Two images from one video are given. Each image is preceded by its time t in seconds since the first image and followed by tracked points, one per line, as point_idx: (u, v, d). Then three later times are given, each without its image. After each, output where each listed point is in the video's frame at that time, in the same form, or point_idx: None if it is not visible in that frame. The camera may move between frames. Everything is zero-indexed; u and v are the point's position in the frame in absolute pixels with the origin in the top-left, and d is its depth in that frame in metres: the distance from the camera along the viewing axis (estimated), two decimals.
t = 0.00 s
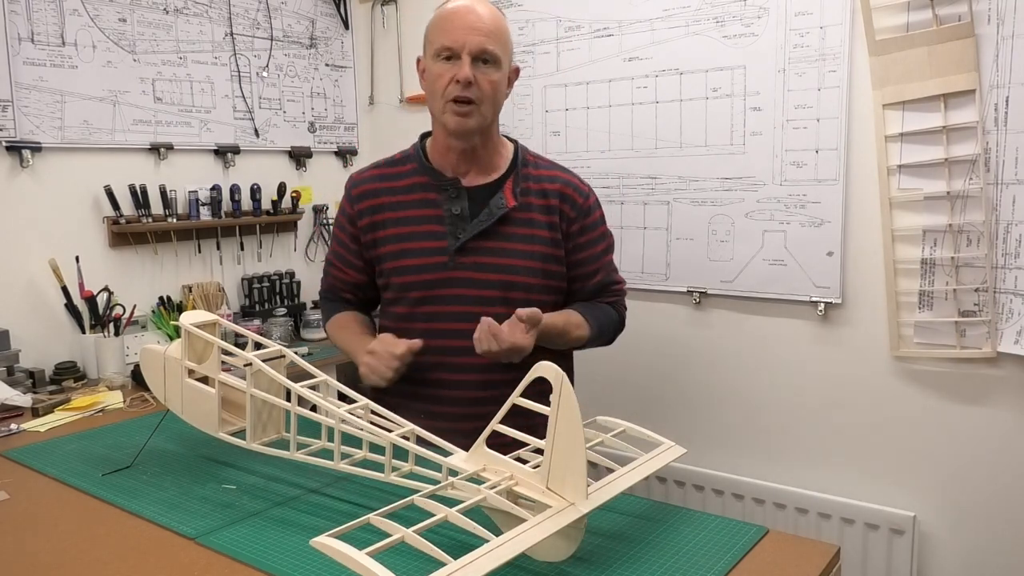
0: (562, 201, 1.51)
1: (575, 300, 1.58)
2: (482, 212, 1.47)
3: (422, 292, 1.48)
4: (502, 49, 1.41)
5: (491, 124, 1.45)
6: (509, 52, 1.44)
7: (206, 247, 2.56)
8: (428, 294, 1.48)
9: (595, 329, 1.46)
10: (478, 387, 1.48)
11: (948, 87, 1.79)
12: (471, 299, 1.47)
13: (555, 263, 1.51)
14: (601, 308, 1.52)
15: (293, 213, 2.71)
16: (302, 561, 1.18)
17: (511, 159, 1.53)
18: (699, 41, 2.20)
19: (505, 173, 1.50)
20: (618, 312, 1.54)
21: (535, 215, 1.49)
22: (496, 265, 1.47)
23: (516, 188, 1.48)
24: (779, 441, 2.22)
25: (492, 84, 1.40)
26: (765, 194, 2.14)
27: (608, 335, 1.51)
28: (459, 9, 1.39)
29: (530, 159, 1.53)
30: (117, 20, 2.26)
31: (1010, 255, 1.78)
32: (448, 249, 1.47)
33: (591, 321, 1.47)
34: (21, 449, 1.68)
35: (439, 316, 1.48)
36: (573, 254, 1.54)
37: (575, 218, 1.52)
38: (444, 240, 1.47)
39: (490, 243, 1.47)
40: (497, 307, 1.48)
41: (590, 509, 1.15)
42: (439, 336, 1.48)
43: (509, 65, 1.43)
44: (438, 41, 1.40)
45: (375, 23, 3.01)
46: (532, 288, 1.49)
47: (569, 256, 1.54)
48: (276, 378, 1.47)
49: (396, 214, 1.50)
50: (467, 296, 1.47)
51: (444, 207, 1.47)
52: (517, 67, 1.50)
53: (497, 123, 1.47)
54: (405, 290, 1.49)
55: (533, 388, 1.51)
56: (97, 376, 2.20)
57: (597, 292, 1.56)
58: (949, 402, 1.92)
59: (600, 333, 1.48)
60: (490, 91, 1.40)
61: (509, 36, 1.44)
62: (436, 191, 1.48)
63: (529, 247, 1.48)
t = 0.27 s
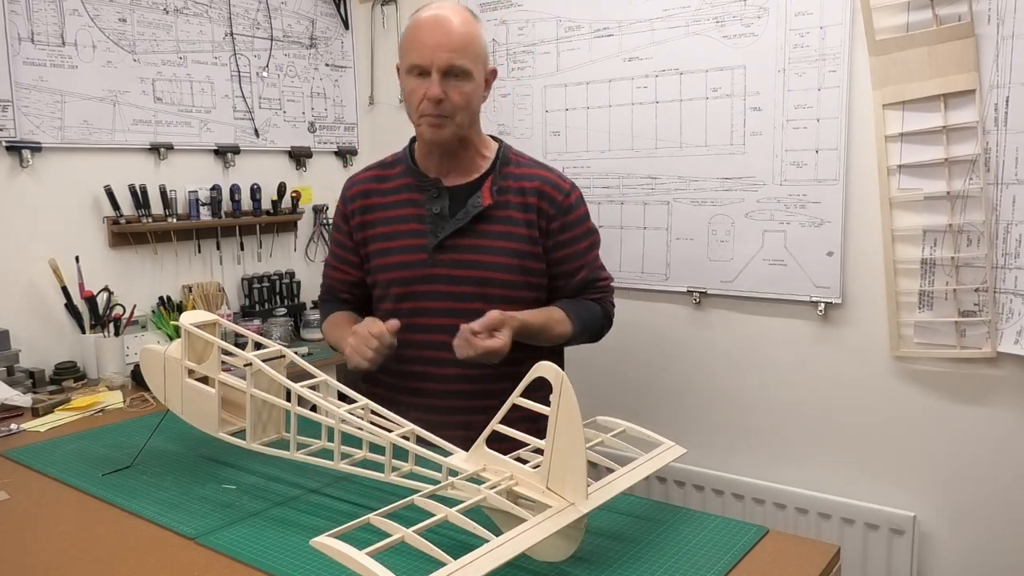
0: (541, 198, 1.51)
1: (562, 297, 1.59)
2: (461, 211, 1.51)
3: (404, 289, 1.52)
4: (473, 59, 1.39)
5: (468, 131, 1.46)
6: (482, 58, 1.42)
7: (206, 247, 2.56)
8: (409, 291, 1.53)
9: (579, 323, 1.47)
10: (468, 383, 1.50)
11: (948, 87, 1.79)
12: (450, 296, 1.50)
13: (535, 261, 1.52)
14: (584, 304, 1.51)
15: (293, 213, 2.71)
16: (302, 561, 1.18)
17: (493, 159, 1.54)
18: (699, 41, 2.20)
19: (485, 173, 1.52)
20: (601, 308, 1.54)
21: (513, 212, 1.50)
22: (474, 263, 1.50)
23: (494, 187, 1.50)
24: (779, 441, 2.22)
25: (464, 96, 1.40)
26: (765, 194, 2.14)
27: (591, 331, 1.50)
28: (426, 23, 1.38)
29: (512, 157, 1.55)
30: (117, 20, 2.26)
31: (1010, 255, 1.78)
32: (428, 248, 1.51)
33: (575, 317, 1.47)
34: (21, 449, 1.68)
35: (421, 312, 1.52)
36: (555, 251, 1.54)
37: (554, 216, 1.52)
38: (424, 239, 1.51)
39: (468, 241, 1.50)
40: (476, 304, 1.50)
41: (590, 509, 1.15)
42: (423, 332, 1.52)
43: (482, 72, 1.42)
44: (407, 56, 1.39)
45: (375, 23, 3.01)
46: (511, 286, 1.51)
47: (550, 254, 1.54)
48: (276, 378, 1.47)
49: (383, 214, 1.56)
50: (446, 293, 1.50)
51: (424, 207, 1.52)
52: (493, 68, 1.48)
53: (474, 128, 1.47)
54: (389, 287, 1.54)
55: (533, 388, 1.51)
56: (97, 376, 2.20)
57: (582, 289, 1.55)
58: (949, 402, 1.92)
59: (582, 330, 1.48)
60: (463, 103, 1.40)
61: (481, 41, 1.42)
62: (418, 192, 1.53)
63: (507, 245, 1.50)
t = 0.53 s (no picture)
0: (521, 195, 1.51)
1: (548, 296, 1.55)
2: (444, 210, 1.53)
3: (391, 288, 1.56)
4: (440, 69, 1.38)
5: (447, 136, 1.47)
6: (451, 64, 1.41)
7: (206, 247, 2.56)
8: (398, 289, 1.56)
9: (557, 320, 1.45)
10: (466, 382, 1.51)
11: (948, 87, 1.79)
12: (434, 295, 1.52)
13: (517, 258, 1.52)
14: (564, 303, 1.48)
15: (293, 213, 2.71)
16: (302, 561, 1.18)
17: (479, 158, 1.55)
18: (699, 40, 2.20)
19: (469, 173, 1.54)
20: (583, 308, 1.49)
21: (494, 211, 1.51)
22: (456, 261, 1.51)
23: (475, 185, 1.51)
24: (779, 441, 2.22)
25: (438, 108, 1.40)
26: (765, 194, 2.14)
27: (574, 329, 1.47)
28: (388, 40, 1.37)
29: (497, 155, 1.55)
30: (117, 20, 2.26)
31: (1010, 255, 1.78)
32: (413, 247, 1.54)
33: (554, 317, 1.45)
34: (21, 449, 1.68)
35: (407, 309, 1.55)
36: (537, 248, 1.53)
37: (534, 212, 1.51)
38: (409, 239, 1.54)
39: (451, 240, 1.52)
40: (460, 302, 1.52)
41: (590, 509, 1.15)
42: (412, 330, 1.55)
43: (452, 79, 1.41)
44: (375, 75, 1.39)
45: (375, 23, 3.01)
46: (493, 284, 1.51)
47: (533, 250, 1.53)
48: (276, 378, 1.47)
49: (375, 215, 1.60)
50: (430, 291, 1.53)
51: (411, 208, 1.55)
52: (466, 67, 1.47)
53: (454, 130, 1.48)
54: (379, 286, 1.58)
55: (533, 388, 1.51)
56: (97, 376, 2.19)
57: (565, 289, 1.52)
58: (949, 402, 1.92)
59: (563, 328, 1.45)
60: (438, 115, 1.41)
61: (449, 48, 1.41)
62: (405, 193, 1.56)
63: (488, 243, 1.51)
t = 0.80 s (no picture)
0: (489, 199, 1.50)
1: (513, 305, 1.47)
2: (431, 220, 1.58)
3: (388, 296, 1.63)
4: (409, 84, 1.40)
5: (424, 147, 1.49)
6: (421, 77, 1.42)
7: (206, 248, 2.56)
8: (392, 297, 1.63)
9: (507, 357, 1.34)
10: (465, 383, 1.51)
11: (948, 87, 1.79)
12: (424, 302, 1.58)
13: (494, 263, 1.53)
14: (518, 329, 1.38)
15: (293, 213, 2.71)
16: (302, 561, 1.18)
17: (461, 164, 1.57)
18: (699, 40, 2.20)
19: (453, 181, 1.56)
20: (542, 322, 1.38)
21: (472, 218, 1.53)
22: (440, 270, 1.56)
23: (455, 193, 1.54)
24: (779, 441, 2.22)
25: (410, 122, 1.43)
26: (765, 194, 2.14)
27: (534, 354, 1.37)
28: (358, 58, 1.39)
29: (477, 159, 1.55)
30: (117, 20, 2.26)
31: (1010, 255, 1.78)
32: (405, 257, 1.61)
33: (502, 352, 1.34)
34: (21, 449, 1.68)
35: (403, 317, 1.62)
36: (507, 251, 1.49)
37: (500, 215, 1.49)
38: (403, 249, 1.61)
39: (436, 248, 1.56)
40: (448, 310, 1.57)
41: (590, 509, 1.15)
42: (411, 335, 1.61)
43: (423, 92, 1.43)
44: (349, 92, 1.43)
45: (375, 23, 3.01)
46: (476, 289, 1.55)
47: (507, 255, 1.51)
48: (276, 378, 1.47)
49: (375, 225, 1.68)
50: (420, 300, 1.59)
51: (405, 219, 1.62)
52: (440, 77, 1.48)
53: (431, 141, 1.50)
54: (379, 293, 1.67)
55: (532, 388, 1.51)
56: (97, 376, 2.19)
57: (523, 307, 1.41)
58: (950, 402, 1.92)
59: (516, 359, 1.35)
60: (411, 129, 1.43)
61: (419, 60, 1.42)
62: (400, 203, 1.63)
63: (469, 250, 1.53)
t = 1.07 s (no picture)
0: (489, 193, 1.50)
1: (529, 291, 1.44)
2: (429, 220, 1.58)
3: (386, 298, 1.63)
4: (406, 72, 1.43)
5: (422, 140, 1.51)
6: (417, 68, 1.46)
7: (206, 247, 2.56)
8: (391, 298, 1.63)
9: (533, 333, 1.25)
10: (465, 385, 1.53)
11: (948, 87, 1.79)
12: (424, 303, 1.58)
13: (495, 258, 1.53)
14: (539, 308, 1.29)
15: (293, 213, 2.71)
16: (302, 561, 1.18)
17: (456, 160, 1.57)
18: (699, 40, 2.20)
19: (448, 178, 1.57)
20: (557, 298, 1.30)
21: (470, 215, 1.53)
22: (440, 270, 1.56)
23: (453, 191, 1.53)
24: (779, 441, 2.22)
25: (408, 112, 1.45)
26: (765, 194, 2.14)
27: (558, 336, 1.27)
28: (354, 47, 1.42)
29: (471, 155, 1.55)
30: (117, 20, 2.26)
31: (1010, 255, 1.78)
32: (403, 258, 1.61)
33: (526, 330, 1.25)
34: (21, 449, 1.68)
35: (403, 319, 1.62)
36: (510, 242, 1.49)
37: (501, 208, 1.48)
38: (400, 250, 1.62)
39: (435, 247, 1.56)
40: (449, 310, 1.57)
41: (590, 509, 1.15)
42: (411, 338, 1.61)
43: (419, 82, 1.46)
44: (346, 84, 1.45)
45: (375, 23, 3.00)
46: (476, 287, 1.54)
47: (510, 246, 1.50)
48: (276, 378, 1.47)
49: (372, 226, 1.68)
50: (420, 300, 1.59)
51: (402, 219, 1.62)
52: (433, 71, 1.52)
53: (429, 134, 1.52)
54: (379, 295, 1.67)
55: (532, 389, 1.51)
56: (97, 376, 2.19)
57: (537, 286, 1.34)
58: (950, 402, 1.92)
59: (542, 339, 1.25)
60: (409, 118, 1.45)
61: (414, 52, 1.46)
62: (397, 204, 1.63)
63: (468, 248, 1.53)
